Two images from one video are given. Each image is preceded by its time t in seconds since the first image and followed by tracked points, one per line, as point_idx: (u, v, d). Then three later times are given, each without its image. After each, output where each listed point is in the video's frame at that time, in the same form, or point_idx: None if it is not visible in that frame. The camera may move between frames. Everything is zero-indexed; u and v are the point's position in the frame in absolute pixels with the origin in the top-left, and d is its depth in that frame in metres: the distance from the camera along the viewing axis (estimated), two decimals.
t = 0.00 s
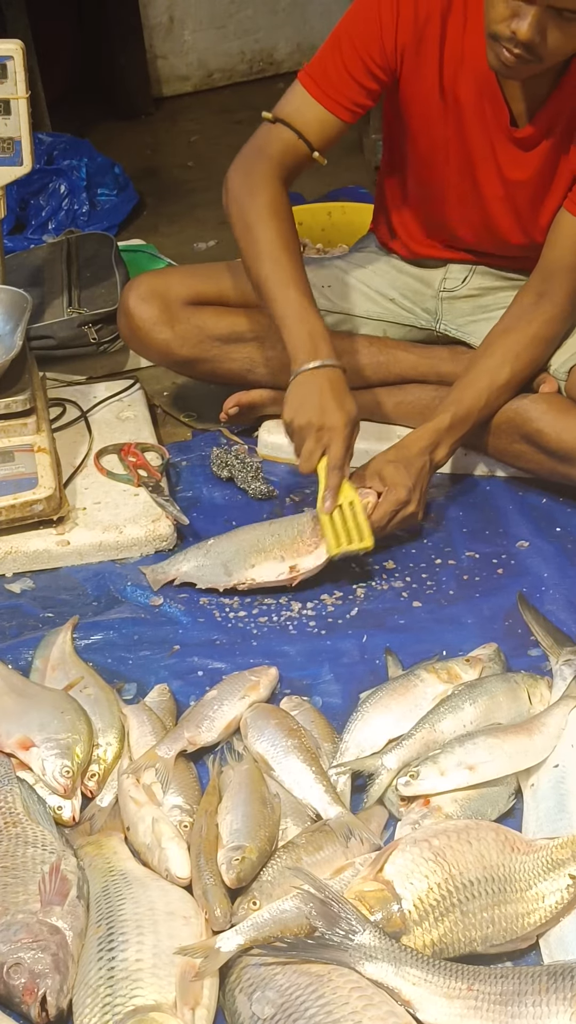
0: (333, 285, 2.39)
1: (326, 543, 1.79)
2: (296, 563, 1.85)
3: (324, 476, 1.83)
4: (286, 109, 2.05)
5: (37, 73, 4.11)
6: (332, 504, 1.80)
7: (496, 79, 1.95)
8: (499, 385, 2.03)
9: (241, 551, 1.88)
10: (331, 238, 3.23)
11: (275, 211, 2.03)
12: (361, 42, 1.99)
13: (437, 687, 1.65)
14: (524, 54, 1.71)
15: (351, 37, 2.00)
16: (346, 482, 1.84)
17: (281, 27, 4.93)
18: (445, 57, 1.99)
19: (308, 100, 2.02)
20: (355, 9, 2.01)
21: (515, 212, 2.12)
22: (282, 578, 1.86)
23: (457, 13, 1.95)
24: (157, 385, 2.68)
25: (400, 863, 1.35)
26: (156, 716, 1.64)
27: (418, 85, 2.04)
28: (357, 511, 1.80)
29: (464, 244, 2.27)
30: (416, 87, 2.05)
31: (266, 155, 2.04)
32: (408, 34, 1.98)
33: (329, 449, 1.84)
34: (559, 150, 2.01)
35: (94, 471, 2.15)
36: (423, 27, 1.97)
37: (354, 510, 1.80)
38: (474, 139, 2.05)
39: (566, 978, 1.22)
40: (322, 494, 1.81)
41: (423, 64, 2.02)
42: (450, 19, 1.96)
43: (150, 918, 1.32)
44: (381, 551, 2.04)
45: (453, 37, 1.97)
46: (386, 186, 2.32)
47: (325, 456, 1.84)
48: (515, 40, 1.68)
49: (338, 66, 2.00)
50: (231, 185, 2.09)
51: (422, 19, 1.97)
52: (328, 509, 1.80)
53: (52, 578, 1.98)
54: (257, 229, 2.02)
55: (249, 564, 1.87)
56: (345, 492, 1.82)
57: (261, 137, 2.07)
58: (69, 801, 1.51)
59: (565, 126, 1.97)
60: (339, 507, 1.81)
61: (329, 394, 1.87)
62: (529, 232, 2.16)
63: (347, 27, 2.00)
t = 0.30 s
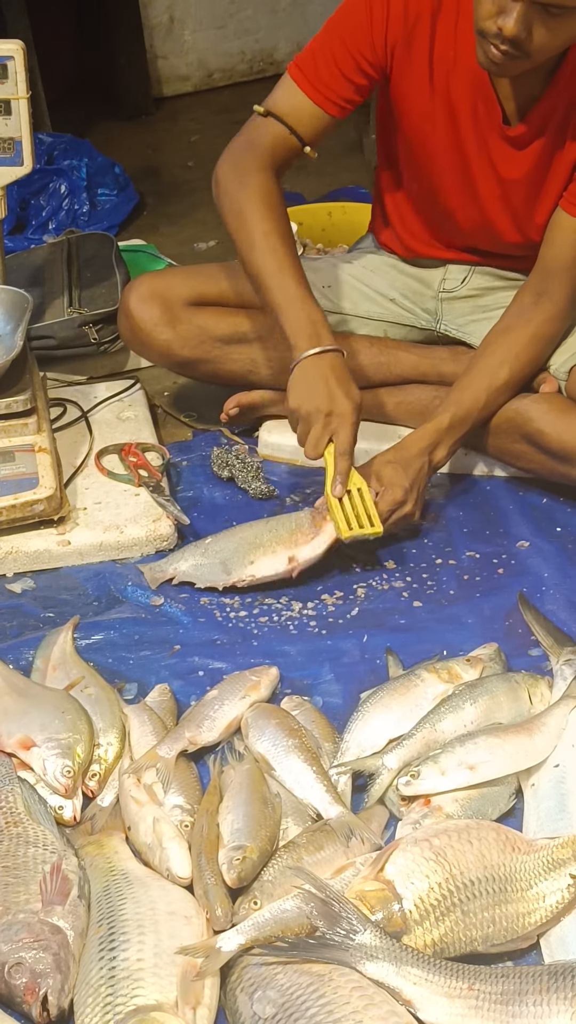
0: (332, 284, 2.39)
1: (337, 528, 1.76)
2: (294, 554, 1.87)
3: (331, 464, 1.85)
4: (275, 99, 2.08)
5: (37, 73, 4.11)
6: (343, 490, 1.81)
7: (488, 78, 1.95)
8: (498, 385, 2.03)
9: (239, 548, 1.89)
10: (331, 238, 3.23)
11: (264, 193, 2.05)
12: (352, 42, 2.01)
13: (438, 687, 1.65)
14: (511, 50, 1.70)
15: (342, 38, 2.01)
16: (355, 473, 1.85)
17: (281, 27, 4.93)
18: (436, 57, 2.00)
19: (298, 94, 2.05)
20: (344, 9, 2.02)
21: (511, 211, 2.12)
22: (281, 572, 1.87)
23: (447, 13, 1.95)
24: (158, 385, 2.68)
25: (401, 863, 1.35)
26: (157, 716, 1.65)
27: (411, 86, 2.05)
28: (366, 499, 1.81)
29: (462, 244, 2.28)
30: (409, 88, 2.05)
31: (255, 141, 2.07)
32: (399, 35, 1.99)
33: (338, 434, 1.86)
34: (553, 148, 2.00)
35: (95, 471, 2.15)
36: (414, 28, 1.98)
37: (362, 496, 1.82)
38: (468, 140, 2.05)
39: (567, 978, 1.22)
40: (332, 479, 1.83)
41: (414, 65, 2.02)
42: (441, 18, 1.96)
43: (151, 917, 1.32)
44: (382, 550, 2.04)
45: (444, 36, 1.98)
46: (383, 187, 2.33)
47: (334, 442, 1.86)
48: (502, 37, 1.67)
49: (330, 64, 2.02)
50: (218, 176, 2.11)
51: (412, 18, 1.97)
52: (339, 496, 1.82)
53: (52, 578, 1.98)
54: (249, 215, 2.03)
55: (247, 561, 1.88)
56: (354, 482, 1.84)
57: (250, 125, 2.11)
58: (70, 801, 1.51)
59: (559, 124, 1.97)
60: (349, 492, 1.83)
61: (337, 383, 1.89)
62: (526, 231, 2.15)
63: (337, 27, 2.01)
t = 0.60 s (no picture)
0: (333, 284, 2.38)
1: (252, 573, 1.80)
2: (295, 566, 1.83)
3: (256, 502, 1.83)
4: (286, 127, 2.08)
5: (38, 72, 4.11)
6: (259, 531, 1.79)
7: (486, 80, 1.95)
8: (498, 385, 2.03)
9: (237, 549, 1.88)
10: (332, 238, 3.24)
11: (262, 232, 2.07)
12: (348, 51, 2.03)
13: (440, 686, 1.65)
14: (498, 52, 1.69)
15: (339, 48, 2.03)
16: (278, 509, 1.82)
17: (281, 26, 4.93)
18: (432, 59, 2.00)
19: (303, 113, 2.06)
20: (343, 21, 2.04)
21: (512, 213, 2.12)
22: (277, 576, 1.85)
23: (442, 14, 1.96)
24: (159, 385, 2.68)
25: (403, 863, 1.35)
26: (159, 716, 1.65)
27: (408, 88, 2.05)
28: (284, 543, 1.79)
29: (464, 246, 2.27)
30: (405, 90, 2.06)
31: (265, 173, 2.08)
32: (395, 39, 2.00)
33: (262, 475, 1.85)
34: (551, 149, 2.00)
35: (96, 470, 2.15)
36: (409, 32, 1.99)
37: (282, 540, 1.80)
38: (466, 141, 2.05)
39: (569, 977, 1.22)
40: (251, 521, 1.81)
41: (411, 69, 2.02)
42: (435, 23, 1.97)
43: (153, 917, 1.32)
44: (383, 549, 2.04)
45: (439, 38, 1.98)
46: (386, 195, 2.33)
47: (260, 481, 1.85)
48: (488, 38, 1.67)
49: (329, 77, 2.04)
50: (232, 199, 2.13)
51: (406, 25, 1.98)
52: (256, 539, 1.79)
53: (54, 578, 1.98)
54: (245, 250, 2.06)
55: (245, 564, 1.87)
56: (274, 521, 1.81)
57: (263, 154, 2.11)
58: (71, 800, 1.51)
59: (556, 123, 1.97)
60: (267, 533, 1.80)
61: (271, 421, 1.88)
62: (527, 231, 2.15)
63: (336, 39, 2.04)
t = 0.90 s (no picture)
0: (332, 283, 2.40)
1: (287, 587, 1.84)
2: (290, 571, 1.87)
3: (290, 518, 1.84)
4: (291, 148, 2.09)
5: (37, 72, 4.11)
6: (296, 550, 1.82)
7: (470, 92, 1.96)
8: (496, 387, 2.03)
9: (234, 550, 1.90)
10: (331, 238, 3.24)
11: (280, 256, 2.07)
12: (335, 63, 2.02)
13: (439, 685, 1.65)
14: (472, 63, 1.69)
15: (326, 60, 2.03)
16: (313, 527, 1.84)
17: (280, 26, 4.93)
18: (416, 63, 2.00)
19: (300, 129, 2.06)
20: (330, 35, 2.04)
21: (501, 216, 2.12)
22: (275, 580, 1.88)
23: (423, 20, 1.95)
24: (158, 385, 2.69)
25: (402, 862, 1.35)
26: (158, 715, 1.65)
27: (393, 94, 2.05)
28: (320, 559, 1.83)
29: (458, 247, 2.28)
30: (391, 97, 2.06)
31: (273, 197, 2.10)
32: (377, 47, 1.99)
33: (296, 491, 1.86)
34: (537, 152, 2.00)
35: (95, 470, 2.15)
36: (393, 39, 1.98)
37: (317, 556, 1.83)
38: (451, 146, 2.05)
39: (567, 976, 1.22)
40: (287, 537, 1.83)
41: (397, 78, 2.03)
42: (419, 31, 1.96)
43: (152, 916, 1.32)
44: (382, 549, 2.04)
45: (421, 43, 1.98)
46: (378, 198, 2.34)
47: (294, 498, 1.86)
48: (463, 50, 1.67)
49: (323, 92, 2.03)
50: (248, 226, 2.15)
51: (394, 36, 1.97)
52: (292, 555, 1.83)
53: (53, 578, 1.99)
54: (262, 277, 2.08)
55: (242, 564, 1.88)
56: (309, 537, 1.83)
57: (272, 178, 2.12)
58: (70, 799, 1.51)
59: (540, 126, 1.96)
60: (303, 551, 1.83)
61: (306, 438, 1.90)
62: (517, 232, 2.15)
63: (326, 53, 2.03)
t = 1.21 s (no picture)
0: (332, 282, 2.39)
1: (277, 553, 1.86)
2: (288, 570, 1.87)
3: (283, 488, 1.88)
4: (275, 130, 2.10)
5: (37, 72, 4.11)
6: (288, 517, 1.84)
7: (459, 79, 1.97)
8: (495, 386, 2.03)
9: (233, 548, 1.90)
10: (331, 237, 3.24)
11: (267, 234, 2.10)
12: (327, 56, 2.05)
13: (438, 684, 1.65)
14: (459, 51, 1.69)
15: (319, 53, 2.05)
16: (304, 497, 1.88)
17: (280, 26, 4.93)
18: (409, 56, 2.01)
19: (288, 120, 2.08)
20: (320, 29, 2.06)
21: (495, 212, 2.12)
22: (275, 579, 1.88)
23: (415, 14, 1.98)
24: (158, 384, 2.69)
25: (401, 861, 1.35)
26: (158, 714, 1.66)
27: (386, 87, 2.06)
28: (311, 526, 1.84)
29: (457, 245, 2.28)
30: (385, 90, 2.07)
31: (260, 179, 2.11)
32: (369, 41, 2.01)
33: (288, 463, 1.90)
34: (530, 147, 1.99)
35: (95, 469, 2.15)
36: (384, 31, 2.00)
37: (309, 524, 1.84)
38: (444, 139, 2.05)
39: (566, 974, 1.22)
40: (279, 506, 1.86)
41: (388, 70, 2.04)
42: (408, 23, 1.99)
43: (151, 914, 1.32)
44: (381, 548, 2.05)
45: (414, 38, 2.00)
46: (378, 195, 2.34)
47: (287, 470, 1.90)
48: (452, 39, 1.67)
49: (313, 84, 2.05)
50: (234, 206, 2.16)
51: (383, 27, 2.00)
52: (283, 522, 1.84)
53: (52, 577, 1.99)
54: (252, 253, 2.10)
55: (241, 563, 1.88)
56: (301, 507, 1.86)
57: (258, 160, 2.13)
58: (70, 798, 1.51)
59: (534, 121, 1.96)
60: (294, 518, 1.85)
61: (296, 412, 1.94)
62: (513, 229, 2.14)
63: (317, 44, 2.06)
